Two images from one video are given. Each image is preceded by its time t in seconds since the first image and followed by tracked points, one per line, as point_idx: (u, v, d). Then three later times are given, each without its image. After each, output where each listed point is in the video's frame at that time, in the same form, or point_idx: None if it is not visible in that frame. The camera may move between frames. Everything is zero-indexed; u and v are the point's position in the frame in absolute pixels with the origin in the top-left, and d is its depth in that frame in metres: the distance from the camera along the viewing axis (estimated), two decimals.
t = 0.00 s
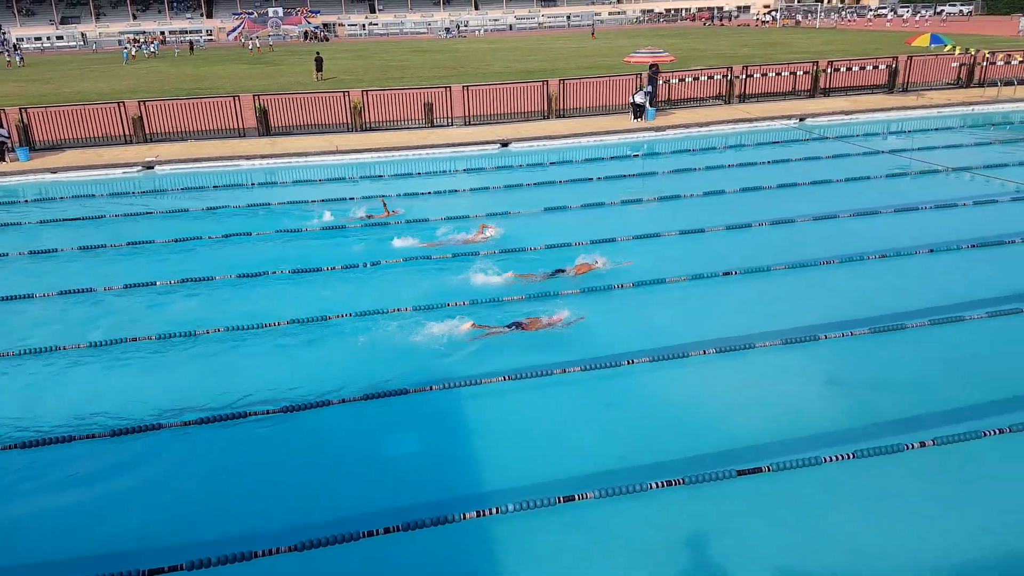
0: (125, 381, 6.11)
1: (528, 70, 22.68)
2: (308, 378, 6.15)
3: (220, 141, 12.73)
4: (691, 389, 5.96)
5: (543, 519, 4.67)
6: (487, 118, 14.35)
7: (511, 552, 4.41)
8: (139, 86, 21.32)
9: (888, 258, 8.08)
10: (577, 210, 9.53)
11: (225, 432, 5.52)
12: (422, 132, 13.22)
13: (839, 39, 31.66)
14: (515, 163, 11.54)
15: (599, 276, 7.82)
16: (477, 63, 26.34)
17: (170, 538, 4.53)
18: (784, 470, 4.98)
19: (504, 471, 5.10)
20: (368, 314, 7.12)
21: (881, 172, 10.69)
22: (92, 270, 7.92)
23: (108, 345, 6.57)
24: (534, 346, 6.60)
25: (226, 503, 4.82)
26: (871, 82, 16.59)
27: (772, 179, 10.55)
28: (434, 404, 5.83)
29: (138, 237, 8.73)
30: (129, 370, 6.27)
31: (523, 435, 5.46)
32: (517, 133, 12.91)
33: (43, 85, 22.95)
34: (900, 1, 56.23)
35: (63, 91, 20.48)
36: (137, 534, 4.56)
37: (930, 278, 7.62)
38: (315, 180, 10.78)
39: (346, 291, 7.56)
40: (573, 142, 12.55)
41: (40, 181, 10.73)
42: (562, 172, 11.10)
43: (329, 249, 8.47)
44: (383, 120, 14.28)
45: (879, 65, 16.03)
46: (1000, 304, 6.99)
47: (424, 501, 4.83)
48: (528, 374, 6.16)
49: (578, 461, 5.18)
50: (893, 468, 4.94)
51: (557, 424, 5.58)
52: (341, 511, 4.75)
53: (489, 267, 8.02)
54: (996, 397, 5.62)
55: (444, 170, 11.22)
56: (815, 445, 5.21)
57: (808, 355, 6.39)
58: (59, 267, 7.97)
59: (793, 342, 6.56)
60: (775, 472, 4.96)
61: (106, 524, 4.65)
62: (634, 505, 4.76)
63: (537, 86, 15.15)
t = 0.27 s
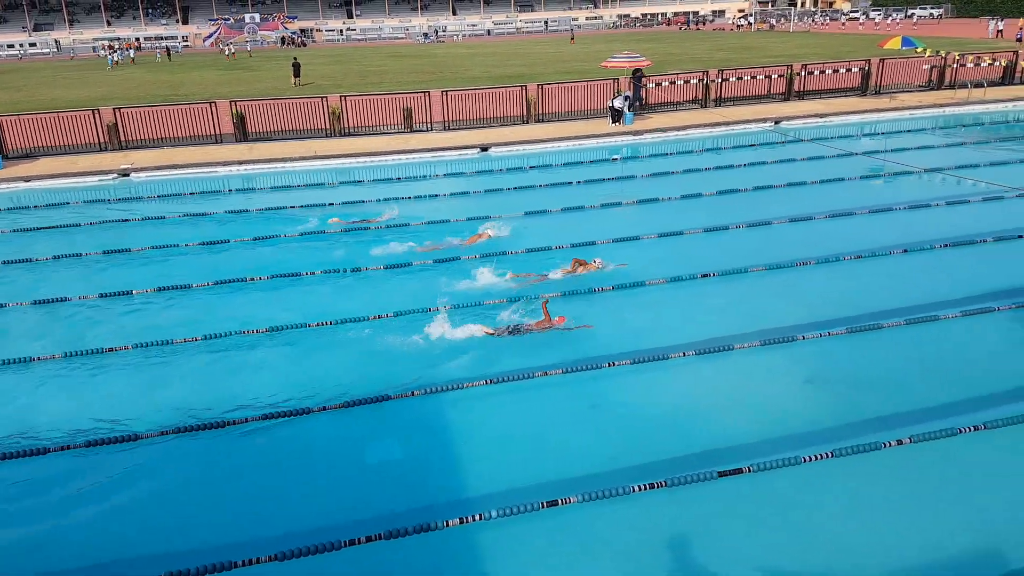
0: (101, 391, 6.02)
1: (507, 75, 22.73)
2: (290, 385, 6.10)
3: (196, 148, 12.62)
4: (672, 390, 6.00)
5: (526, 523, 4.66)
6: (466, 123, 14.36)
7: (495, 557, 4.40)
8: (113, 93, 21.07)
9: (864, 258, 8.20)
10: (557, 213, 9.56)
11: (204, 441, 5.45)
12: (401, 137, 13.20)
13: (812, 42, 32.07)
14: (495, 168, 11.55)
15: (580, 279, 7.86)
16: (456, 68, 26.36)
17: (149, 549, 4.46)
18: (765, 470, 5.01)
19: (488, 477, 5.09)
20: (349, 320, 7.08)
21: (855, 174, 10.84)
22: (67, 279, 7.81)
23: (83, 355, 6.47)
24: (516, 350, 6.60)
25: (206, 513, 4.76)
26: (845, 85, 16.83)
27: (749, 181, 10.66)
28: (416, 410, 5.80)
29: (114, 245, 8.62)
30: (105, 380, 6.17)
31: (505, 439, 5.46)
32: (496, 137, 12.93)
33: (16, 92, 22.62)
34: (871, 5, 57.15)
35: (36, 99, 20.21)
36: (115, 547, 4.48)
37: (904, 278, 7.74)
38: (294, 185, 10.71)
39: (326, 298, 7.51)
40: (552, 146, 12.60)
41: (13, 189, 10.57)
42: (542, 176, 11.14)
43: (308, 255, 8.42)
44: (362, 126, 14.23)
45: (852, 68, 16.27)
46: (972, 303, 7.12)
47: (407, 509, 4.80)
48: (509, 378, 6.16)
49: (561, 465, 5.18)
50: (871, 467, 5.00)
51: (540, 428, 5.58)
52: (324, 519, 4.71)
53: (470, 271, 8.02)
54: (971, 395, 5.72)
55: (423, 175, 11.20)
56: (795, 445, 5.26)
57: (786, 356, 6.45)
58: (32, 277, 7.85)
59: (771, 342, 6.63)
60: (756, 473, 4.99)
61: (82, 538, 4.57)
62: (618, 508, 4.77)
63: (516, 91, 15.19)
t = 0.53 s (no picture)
0: (72, 403, 5.90)
1: (483, 81, 22.76)
2: (266, 394, 6.03)
3: (169, 154, 12.47)
4: (650, 393, 6.02)
5: (506, 528, 4.64)
6: (443, 128, 14.34)
7: (475, 562, 4.37)
8: (84, 99, 20.75)
9: (837, 260, 8.31)
10: (535, 218, 9.57)
11: (178, 451, 5.36)
12: (377, 142, 13.14)
13: (784, 47, 32.49)
14: (472, 173, 11.54)
15: (558, 283, 7.87)
16: (431, 73, 26.33)
17: (121, 563, 4.37)
18: (742, 471, 5.04)
19: (467, 483, 5.06)
20: (325, 327, 7.02)
21: (828, 176, 11.00)
22: (37, 289, 7.65)
23: (53, 366, 6.34)
24: (495, 355, 6.58)
25: (180, 525, 4.67)
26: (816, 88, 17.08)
27: (724, 184, 10.76)
28: (394, 417, 5.76)
29: (85, 254, 8.48)
30: (77, 391, 6.06)
31: (484, 445, 5.44)
32: (473, 142, 12.92)
33: None
34: (841, 10, 58.09)
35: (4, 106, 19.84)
36: (86, 561, 4.39)
37: (877, 278, 7.85)
38: (269, 192, 10.61)
39: (303, 305, 7.44)
40: (528, 151, 12.62)
41: None
42: (519, 180, 11.15)
43: (283, 262, 8.34)
44: (337, 131, 14.15)
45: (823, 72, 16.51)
46: (943, 302, 7.24)
47: (385, 517, 4.76)
48: (487, 383, 6.14)
49: (540, 470, 5.16)
50: (847, 466, 5.05)
51: (518, 433, 5.56)
52: (301, 529, 4.64)
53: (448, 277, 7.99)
54: (943, 393, 5.81)
55: (400, 180, 11.16)
56: (773, 445, 5.30)
57: (763, 357, 6.51)
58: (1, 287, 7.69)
59: (746, 344, 6.69)
60: (734, 474, 5.02)
61: (52, 553, 4.47)
62: (597, 511, 4.76)
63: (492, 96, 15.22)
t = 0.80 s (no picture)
0: (48, 410, 5.80)
1: (462, 84, 22.76)
2: (247, 400, 5.96)
3: (146, 159, 12.32)
4: (632, 396, 6.03)
5: (491, 531, 4.62)
6: (423, 131, 14.31)
7: (460, 566, 4.34)
8: (58, 104, 20.46)
9: (815, 261, 8.39)
10: (516, 221, 9.58)
11: (157, 459, 5.29)
12: (357, 146, 13.08)
13: (762, 51, 32.82)
14: (453, 176, 11.53)
15: (540, 286, 7.87)
16: (411, 77, 26.27)
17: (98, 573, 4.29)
18: (724, 472, 5.07)
19: (450, 487, 5.03)
20: (306, 332, 6.96)
21: (805, 178, 11.12)
22: (12, 296, 7.52)
23: (29, 374, 6.23)
24: (477, 358, 6.57)
25: (159, 533, 4.60)
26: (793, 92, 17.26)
27: (703, 187, 10.84)
28: (376, 423, 5.72)
29: (61, 260, 8.35)
30: (54, 399, 5.96)
31: (467, 450, 5.41)
32: (454, 146, 12.90)
33: None
34: (817, 14, 58.81)
35: None
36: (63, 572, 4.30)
37: (855, 279, 7.94)
38: (248, 196, 10.52)
39: (283, 309, 7.37)
40: (508, 155, 12.62)
41: None
42: (500, 184, 11.15)
43: (263, 266, 8.27)
44: (317, 135, 14.07)
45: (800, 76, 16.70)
46: (920, 302, 7.34)
47: (368, 524, 4.71)
48: (470, 387, 6.12)
49: (523, 474, 5.15)
50: (828, 465, 5.10)
51: (502, 437, 5.55)
52: (283, 536, 4.59)
53: (430, 281, 7.96)
54: (922, 392, 5.89)
55: (381, 184, 11.11)
56: (754, 447, 5.33)
57: (743, 358, 6.56)
58: None
59: (727, 345, 6.74)
60: (716, 475, 5.05)
61: (28, 563, 4.38)
62: (581, 514, 4.76)
63: (472, 100, 15.22)
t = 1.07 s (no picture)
0: (25, 424, 5.70)
1: (442, 90, 22.77)
2: (228, 410, 5.90)
3: (123, 168, 12.19)
4: (615, 400, 6.05)
5: (476, 538, 4.61)
6: (403, 137, 14.29)
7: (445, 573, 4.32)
8: (32, 114, 20.19)
9: (793, 262, 8.49)
10: (497, 226, 9.58)
11: (136, 472, 5.21)
12: (337, 152, 13.03)
13: (738, 55, 33.18)
14: (434, 182, 11.52)
15: (521, 291, 7.88)
16: (391, 84, 26.24)
17: None
18: (707, 474, 5.09)
19: (434, 495, 5.01)
20: (287, 341, 6.91)
21: (783, 181, 11.24)
22: None
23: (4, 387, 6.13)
24: (460, 364, 6.55)
25: (139, 547, 4.53)
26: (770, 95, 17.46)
27: (683, 190, 10.93)
28: (359, 431, 5.68)
29: (37, 271, 8.23)
30: (31, 411, 5.86)
31: (450, 457, 5.39)
32: (434, 152, 12.90)
33: None
34: (792, 18, 59.57)
35: None
36: None
37: (832, 280, 8.03)
38: (227, 204, 10.44)
39: (264, 318, 7.31)
40: (489, 160, 12.64)
41: None
42: (481, 189, 11.16)
43: (243, 275, 8.20)
44: (296, 142, 14.00)
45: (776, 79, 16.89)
46: (897, 302, 7.45)
47: (352, 534, 4.67)
48: (453, 393, 6.10)
49: (508, 480, 5.14)
50: (809, 465, 5.15)
51: (485, 444, 5.54)
52: (265, 548, 4.54)
53: (411, 287, 7.94)
54: (900, 391, 5.97)
55: (361, 191, 11.07)
56: (737, 448, 5.36)
57: (725, 359, 6.61)
58: None
59: (708, 348, 6.78)
60: (699, 477, 5.07)
61: None
62: (566, 518, 4.76)
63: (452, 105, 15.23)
